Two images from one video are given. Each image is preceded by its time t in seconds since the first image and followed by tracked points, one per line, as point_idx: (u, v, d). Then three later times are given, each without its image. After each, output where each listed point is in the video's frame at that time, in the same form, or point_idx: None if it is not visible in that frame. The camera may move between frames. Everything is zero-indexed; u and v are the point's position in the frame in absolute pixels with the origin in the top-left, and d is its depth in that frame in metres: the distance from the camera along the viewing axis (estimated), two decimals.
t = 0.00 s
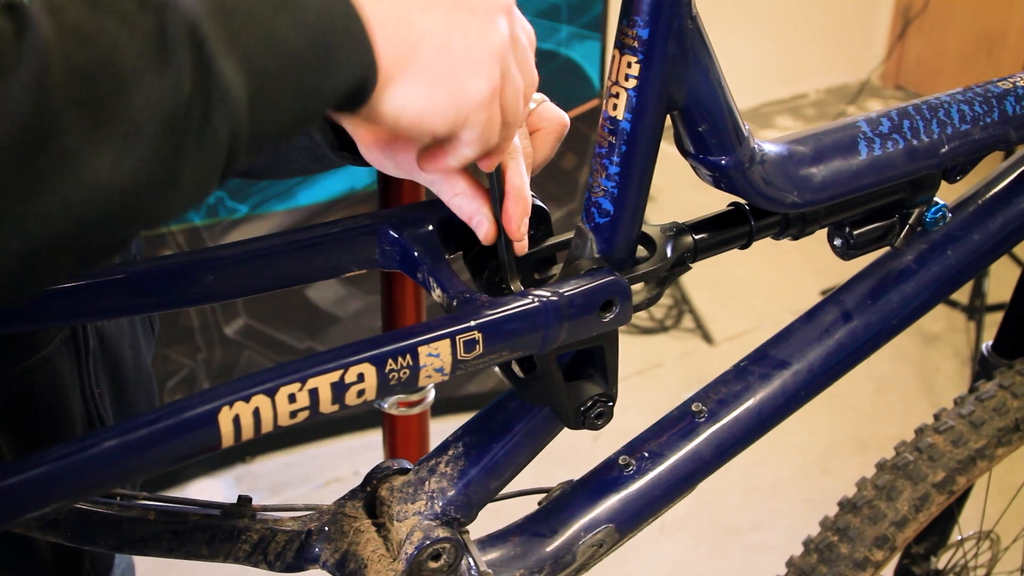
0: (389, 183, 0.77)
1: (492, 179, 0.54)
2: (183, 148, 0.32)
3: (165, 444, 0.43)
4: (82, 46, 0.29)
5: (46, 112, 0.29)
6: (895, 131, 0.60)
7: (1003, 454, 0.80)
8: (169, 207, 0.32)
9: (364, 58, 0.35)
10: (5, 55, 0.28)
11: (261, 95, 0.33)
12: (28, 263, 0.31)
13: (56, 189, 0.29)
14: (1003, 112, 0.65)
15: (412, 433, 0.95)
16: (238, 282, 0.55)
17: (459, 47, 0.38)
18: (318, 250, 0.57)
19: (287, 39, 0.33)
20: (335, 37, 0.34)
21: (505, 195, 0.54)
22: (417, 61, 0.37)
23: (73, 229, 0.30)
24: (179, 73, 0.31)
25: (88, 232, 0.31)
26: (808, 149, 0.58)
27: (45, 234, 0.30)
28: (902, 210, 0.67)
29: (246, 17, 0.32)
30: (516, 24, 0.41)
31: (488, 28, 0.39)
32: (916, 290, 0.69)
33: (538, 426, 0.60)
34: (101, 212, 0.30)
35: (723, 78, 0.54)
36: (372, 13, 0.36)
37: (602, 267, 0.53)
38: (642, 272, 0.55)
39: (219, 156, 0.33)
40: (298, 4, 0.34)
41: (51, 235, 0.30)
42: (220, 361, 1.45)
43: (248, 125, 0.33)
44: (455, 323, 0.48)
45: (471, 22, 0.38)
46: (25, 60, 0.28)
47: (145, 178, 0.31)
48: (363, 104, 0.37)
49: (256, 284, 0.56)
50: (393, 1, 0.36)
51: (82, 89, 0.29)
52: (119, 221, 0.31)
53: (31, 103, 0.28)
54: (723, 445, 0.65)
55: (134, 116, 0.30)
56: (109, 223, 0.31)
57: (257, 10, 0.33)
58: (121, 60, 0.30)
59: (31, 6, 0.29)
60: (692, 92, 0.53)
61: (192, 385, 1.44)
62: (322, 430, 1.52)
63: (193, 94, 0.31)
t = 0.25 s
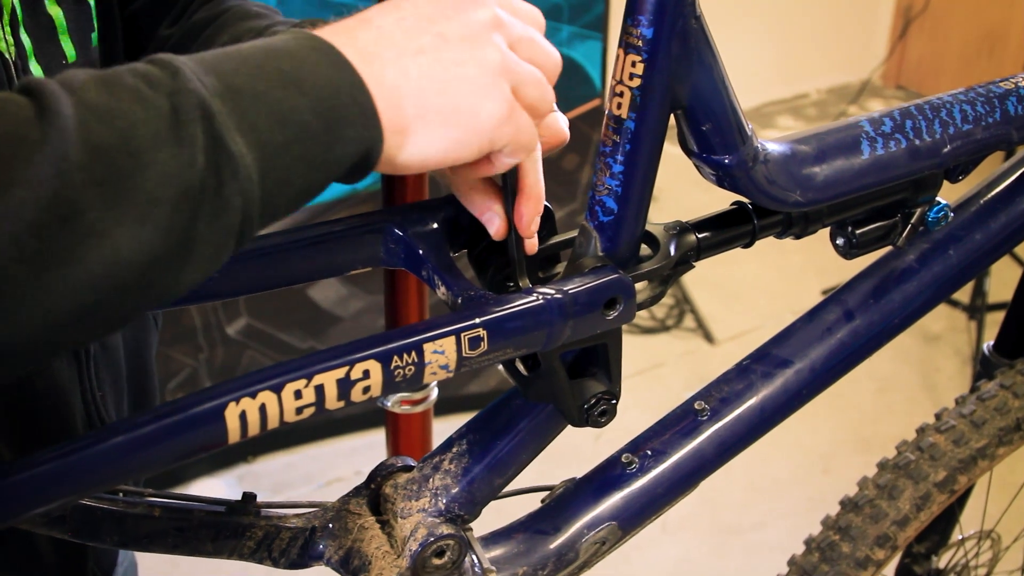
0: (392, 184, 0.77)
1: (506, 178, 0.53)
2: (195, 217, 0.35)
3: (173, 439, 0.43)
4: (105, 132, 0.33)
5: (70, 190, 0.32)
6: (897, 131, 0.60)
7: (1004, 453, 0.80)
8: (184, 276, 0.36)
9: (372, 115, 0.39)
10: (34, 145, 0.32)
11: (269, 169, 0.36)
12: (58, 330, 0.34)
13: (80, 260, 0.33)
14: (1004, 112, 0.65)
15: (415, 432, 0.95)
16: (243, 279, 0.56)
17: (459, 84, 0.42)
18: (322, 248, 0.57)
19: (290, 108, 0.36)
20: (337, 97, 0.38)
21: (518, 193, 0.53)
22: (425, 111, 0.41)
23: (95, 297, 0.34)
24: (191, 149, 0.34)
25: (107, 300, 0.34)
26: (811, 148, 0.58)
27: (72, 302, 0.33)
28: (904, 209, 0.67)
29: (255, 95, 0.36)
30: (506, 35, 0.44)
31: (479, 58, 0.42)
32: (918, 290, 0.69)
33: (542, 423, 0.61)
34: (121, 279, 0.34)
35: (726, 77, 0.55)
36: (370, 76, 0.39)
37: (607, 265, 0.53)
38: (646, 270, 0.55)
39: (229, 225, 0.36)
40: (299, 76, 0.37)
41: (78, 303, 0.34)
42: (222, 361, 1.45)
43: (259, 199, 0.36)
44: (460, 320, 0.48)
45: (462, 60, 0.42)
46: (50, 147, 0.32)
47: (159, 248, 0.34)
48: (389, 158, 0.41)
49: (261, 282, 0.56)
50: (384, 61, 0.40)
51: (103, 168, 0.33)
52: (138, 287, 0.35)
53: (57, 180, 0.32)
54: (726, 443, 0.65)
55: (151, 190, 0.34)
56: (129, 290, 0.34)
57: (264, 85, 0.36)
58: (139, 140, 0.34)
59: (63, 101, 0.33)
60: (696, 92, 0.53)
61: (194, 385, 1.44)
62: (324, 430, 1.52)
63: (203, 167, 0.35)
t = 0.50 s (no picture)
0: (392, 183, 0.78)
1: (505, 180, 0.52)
2: (205, 233, 0.34)
3: (175, 438, 0.44)
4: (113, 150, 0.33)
5: (79, 213, 0.32)
6: (895, 128, 0.61)
7: (1004, 450, 0.80)
8: (192, 293, 0.35)
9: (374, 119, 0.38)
10: (41, 169, 0.31)
11: (279, 185, 0.36)
12: (65, 351, 0.33)
13: (89, 281, 0.32)
14: (1003, 109, 0.65)
15: (417, 432, 0.95)
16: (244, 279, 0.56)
17: (463, 85, 0.42)
18: (323, 248, 0.57)
19: (300, 122, 0.36)
20: (345, 106, 0.37)
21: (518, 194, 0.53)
22: (431, 113, 0.41)
23: (104, 318, 0.33)
24: (200, 167, 0.34)
25: (116, 320, 0.34)
26: (809, 146, 0.58)
27: (80, 323, 0.33)
28: (903, 206, 0.67)
29: (264, 108, 0.36)
30: (506, 37, 0.44)
31: (480, 58, 0.43)
32: (917, 287, 0.69)
33: (543, 422, 0.61)
34: (130, 299, 0.33)
35: (724, 75, 0.55)
36: (374, 80, 0.39)
37: (606, 263, 0.53)
38: (645, 268, 0.56)
39: (238, 241, 0.35)
40: (308, 88, 0.37)
41: (87, 325, 0.33)
42: (224, 361, 1.46)
43: (267, 215, 0.36)
44: (460, 319, 0.48)
45: (464, 60, 0.42)
46: (58, 169, 0.31)
47: (168, 267, 0.34)
48: (396, 162, 0.40)
49: (262, 281, 0.57)
50: (387, 65, 0.40)
51: (112, 189, 0.33)
52: (147, 307, 0.34)
53: (65, 203, 0.31)
54: (726, 441, 0.65)
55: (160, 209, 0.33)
56: (138, 309, 0.34)
57: (272, 99, 0.36)
58: (148, 159, 0.33)
59: (69, 120, 0.33)
60: (695, 90, 0.53)
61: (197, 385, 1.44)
62: (326, 430, 1.52)
63: (212, 186, 0.34)
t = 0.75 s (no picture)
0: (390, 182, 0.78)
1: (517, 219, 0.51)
2: (223, 334, 0.34)
3: (172, 435, 0.44)
4: (138, 245, 0.32)
5: (97, 312, 0.32)
6: (893, 126, 0.61)
7: (1004, 449, 0.80)
8: (207, 382, 0.35)
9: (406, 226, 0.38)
10: (61, 262, 0.31)
11: (299, 279, 0.35)
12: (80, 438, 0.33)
13: (105, 375, 0.32)
14: (1001, 106, 0.65)
15: (416, 431, 0.95)
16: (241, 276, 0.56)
17: (495, 174, 0.41)
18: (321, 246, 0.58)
19: (324, 223, 0.35)
20: (374, 201, 0.36)
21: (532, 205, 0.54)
22: (477, 200, 0.41)
23: (120, 409, 0.33)
24: (223, 270, 0.33)
25: (131, 410, 0.34)
26: (807, 144, 0.58)
27: (96, 414, 0.33)
28: (901, 204, 0.67)
29: (290, 205, 0.35)
30: (533, 100, 0.44)
31: (511, 139, 0.42)
32: (916, 285, 0.69)
33: (541, 419, 0.61)
34: (148, 394, 0.33)
35: (722, 73, 0.55)
36: (410, 183, 0.38)
37: (603, 260, 0.53)
38: (642, 266, 0.56)
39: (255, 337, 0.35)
40: (332, 178, 0.36)
41: (101, 415, 0.33)
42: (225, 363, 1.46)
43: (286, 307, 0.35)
44: (457, 315, 0.48)
45: (498, 148, 0.41)
46: (79, 264, 0.31)
47: (187, 363, 0.34)
48: (445, 246, 0.41)
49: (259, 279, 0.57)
50: (423, 161, 0.39)
51: (134, 285, 0.32)
52: (163, 398, 0.34)
53: (83, 300, 0.31)
54: (725, 439, 0.65)
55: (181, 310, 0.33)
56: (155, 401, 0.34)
57: (299, 194, 0.35)
58: (172, 258, 0.33)
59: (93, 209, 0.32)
60: (692, 87, 0.53)
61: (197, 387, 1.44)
62: (326, 431, 1.52)
63: (235, 287, 0.34)
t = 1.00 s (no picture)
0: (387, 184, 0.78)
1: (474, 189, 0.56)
2: (326, 340, 0.37)
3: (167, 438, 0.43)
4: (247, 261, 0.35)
5: (214, 325, 0.34)
6: (891, 126, 0.60)
7: (1002, 449, 0.80)
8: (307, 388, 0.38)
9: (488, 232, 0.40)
10: (181, 279, 0.34)
11: (395, 289, 0.38)
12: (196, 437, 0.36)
13: (222, 384, 0.35)
14: (999, 107, 0.65)
15: (414, 432, 0.95)
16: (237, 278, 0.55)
17: (560, 175, 0.43)
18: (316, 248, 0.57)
19: (413, 234, 0.38)
20: (459, 212, 0.39)
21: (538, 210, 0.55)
22: (543, 204, 0.43)
23: (234, 411, 0.36)
24: (325, 281, 0.36)
25: (242, 412, 0.36)
26: (805, 145, 0.58)
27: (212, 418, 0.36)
28: (899, 205, 0.67)
29: (381, 219, 0.37)
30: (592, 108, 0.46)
31: (575, 140, 0.44)
32: (915, 285, 0.69)
33: (538, 421, 0.60)
34: (259, 395, 0.36)
35: (719, 74, 0.55)
36: (485, 189, 0.41)
37: (601, 262, 0.53)
38: (640, 267, 0.55)
39: (353, 342, 0.37)
40: (418, 193, 0.38)
41: (218, 418, 0.36)
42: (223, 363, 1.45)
43: (382, 317, 0.38)
44: (454, 319, 0.48)
45: (563, 148, 0.44)
46: (197, 280, 0.34)
47: (295, 367, 0.37)
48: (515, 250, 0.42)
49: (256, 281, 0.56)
50: (494, 167, 0.41)
51: (246, 297, 0.35)
52: (266, 402, 0.37)
53: (203, 311, 0.34)
54: (723, 440, 0.65)
55: (290, 318, 0.36)
56: (265, 402, 0.37)
57: (390, 210, 0.38)
58: (279, 271, 0.36)
59: (206, 230, 0.35)
60: (690, 88, 0.53)
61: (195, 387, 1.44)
62: (325, 432, 1.52)
63: (336, 296, 0.37)
